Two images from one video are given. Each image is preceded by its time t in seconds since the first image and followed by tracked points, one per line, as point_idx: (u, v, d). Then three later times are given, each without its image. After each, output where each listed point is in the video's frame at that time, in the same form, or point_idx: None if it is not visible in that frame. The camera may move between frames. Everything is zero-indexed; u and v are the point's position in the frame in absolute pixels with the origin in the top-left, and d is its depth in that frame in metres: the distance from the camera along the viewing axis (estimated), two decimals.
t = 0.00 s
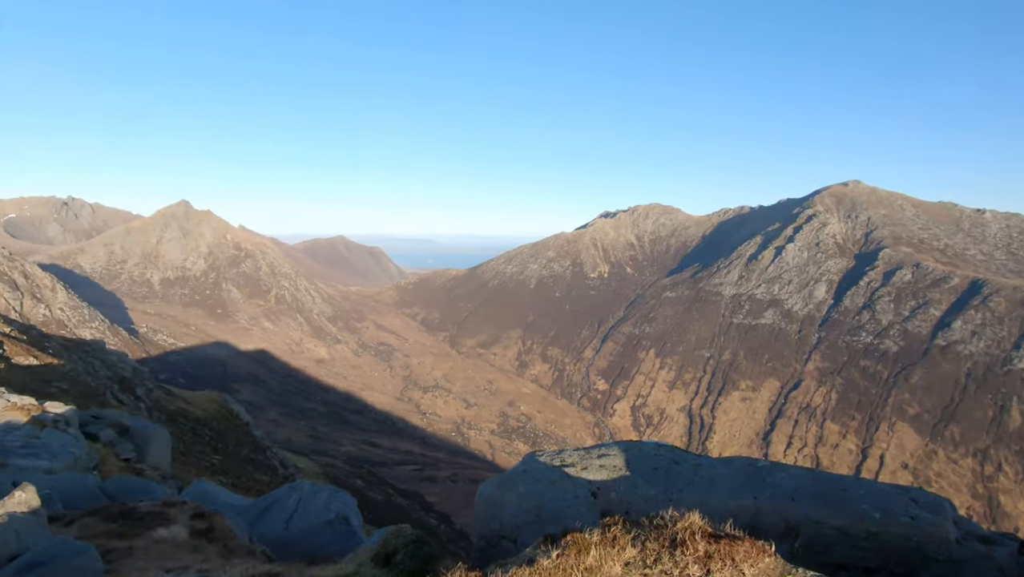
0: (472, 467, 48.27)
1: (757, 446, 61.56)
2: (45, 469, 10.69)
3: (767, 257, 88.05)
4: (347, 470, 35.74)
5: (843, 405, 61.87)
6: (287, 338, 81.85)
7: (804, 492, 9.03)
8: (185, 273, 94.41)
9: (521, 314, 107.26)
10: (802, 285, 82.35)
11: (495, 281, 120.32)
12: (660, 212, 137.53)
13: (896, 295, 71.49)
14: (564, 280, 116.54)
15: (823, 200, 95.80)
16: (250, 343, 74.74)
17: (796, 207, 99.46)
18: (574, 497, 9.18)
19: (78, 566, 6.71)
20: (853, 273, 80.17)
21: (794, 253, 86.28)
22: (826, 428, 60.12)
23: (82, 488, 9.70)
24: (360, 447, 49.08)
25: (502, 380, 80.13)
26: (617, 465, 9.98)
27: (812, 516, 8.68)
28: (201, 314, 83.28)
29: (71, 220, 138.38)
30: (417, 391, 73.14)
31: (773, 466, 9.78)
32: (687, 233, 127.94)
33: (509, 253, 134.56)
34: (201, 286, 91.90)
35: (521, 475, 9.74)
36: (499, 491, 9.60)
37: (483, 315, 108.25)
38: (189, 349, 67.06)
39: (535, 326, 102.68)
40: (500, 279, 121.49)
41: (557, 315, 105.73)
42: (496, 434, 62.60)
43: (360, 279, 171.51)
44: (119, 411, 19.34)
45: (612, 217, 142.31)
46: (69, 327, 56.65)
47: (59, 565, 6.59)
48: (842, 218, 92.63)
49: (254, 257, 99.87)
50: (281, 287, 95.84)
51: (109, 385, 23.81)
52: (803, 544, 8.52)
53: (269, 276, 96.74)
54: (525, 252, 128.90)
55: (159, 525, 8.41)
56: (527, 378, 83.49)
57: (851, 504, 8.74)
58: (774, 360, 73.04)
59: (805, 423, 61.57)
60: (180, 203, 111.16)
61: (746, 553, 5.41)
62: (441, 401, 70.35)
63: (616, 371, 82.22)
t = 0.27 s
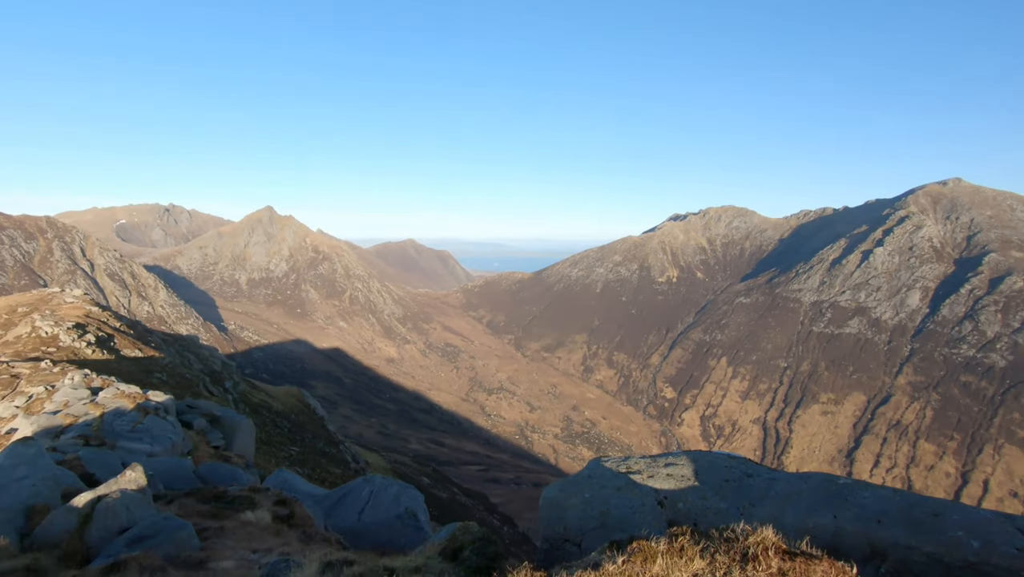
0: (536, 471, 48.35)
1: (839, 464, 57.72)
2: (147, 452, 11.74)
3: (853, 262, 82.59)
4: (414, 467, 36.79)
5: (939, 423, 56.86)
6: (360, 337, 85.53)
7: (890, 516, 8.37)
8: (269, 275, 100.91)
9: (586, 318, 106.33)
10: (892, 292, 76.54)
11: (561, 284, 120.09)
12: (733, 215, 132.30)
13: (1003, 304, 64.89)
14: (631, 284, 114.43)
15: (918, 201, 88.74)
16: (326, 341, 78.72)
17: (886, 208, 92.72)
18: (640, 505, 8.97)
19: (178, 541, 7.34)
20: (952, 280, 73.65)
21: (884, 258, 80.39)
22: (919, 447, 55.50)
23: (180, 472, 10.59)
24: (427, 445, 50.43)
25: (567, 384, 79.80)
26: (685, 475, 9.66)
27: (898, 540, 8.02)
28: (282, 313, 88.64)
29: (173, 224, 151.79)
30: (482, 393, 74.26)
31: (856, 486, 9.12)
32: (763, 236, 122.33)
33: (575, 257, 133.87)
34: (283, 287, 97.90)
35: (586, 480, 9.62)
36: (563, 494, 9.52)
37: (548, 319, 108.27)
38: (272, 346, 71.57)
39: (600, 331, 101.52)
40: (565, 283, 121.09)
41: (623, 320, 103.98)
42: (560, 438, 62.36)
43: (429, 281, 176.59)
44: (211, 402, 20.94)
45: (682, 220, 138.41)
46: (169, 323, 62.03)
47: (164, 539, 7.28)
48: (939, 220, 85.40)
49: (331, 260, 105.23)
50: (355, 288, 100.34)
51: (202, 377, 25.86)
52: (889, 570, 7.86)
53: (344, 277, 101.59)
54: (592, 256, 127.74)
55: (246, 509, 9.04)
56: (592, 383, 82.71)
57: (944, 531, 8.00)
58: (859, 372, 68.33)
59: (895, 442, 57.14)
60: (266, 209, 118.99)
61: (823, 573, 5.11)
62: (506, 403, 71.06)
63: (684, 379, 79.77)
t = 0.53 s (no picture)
0: (582, 477, 47.91)
1: (908, 484, 54.06)
2: (214, 440, 12.42)
3: (926, 270, 77.74)
4: (461, 467, 37.21)
5: None
6: (411, 337, 87.44)
7: (968, 543, 7.67)
8: (326, 275, 104.83)
9: (636, 324, 104.52)
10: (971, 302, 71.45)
11: (611, 289, 118.70)
12: (794, 219, 127.14)
13: None
14: (683, 289, 111.70)
15: (1002, 206, 82.63)
16: (379, 341, 80.95)
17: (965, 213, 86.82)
18: (692, 515, 8.60)
19: (242, 526, 7.73)
20: None
21: (961, 266, 75.20)
22: (1000, 471, 51.46)
23: (243, 461, 11.14)
24: (474, 446, 50.94)
25: (615, 390, 78.72)
26: (741, 487, 9.22)
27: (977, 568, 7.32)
28: (338, 312, 91.84)
29: (239, 226, 160.28)
30: (530, 396, 74.35)
31: (928, 508, 8.44)
32: (826, 242, 116.96)
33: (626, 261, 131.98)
34: (339, 287, 101.43)
35: (637, 487, 9.36)
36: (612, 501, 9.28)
37: (597, 323, 107.16)
38: (328, 344, 74.26)
39: (651, 337, 99.64)
40: (615, 287, 119.59)
41: (675, 327, 101.60)
42: (607, 445, 61.54)
43: (478, 284, 178.56)
44: (271, 395, 21.92)
45: (739, 224, 134.15)
46: (233, 319, 65.49)
47: (229, 524, 7.69)
48: None
49: (385, 261, 108.18)
50: (407, 289, 102.73)
51: (263, 372, 27.15)
52: None
53: (397, 278, 104.21)
54: (643, 260, 125.57)
55: (304, 500, 9.41)
56: (642, 390, 81.34)
57: None
58: (932, 388, 64.12)
59: (972, 464, 53.18)
60: (324, 212, 123.70)
61: None
62: (553, 407, 70.89)
63: (739, 389, 77.13)
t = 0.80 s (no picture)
0: (625, 483, 47.18)
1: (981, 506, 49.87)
2: (269, 432, 12.96)
3: (1003, 279, 72.85)
4: (504, 468, 37.34)
5: None
6: (456, 337, 88.58)
7: None
8: (376, 275, 107.64)
9: (684, 329, 102.12)
10: None
11: (658, 293, 116.55)
12: (855, 222, 121.47)
13: None
14: (735, 295, 108.38)
15: None
16: (425, 340, 82.45)
17: None
18: (744, 528, 8.30)
19: (295, 516, 8.04)
20: None
21: None
22: None
23: (296, 453, 11.58)
24: (517, 447, 51.09)
25: (661, 397, 77.23)
26: (797, 502, 8.78)
27: None
28: (386, 311, 94.12)
29: (295, 226, 166.81)
30: (573, 399, 73.94)
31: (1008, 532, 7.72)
32: (891, 247, 111.25)
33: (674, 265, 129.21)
34: (388, 286, 103.90)
35: (685, 497, 9.11)
36: (659, 509, 9.08)
37: (643, 327, 105.39)
38: (375, 342, 76.12)
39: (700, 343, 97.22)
40: (663, 291, 117.31)
41: (725, 333, 98.72)
42: (652, 451, 60.38)
43: (524, 286, 178.98)
44: (322, 390, 22.66)
45: (796, 228, 129.20)
46: (288, 316, 68.23)
47: (284, 513, 8.02)
48: None
49: (433, 262, 110.01)
50: (453, 290, 104.06)
51: (315, 367, 28.09)
52: None
53: (444, 279, 105.85)
54: (692, 264, 122.60)
55: (353, 493, 9.69)
56: (689, 397, 79.53)
57: None
58: (1008, 405, 59.78)
59: None
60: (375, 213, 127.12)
61: None
62: (597, 411, 70.27)
63: (792, 400, 74.29)
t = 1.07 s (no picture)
0: (663, 489, 46.42)
1: None
2: (311, 427, 13.32)
3: None
4: (539, 470, 37.31)
5: None
6: (493, 339, 89.04)
7: None
8: (415, 275, 109.34)
9: (726, 334, 99.69)
10: None
11: (699, 297, 114.27)
12: (911, 226, 116.38)
13: None
14: (779, 300, 105.16)
15: None
16: (462, 340, 83.26)
17: None
18: (788, 542, 8.00)
19: (336, 510, 8.23)
20: None
21: None
22: None
23: (336, 449, 11.87)
24: (553, 450, 50.91)
25: (701, 403, 75.70)
26: (845, 517, 8.40)
27: None
28: (425, 311, 95.49)
29: (338, 226, 171.33)
30: (610, 403, 73.20)
31: None
32: (949, 252, 106.35)
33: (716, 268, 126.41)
34: (426, 287, 105.40)
35: (726, 507, 8.87)
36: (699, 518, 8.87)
37: (683, 332, 103.47)
38: (414, 341, 77.33)
39: (742, 349, 94.78)
40: (704, 294, 114.91)
41: (769, 339, 95.87)
42: (691, 458, 59.18)
43: (561, 288, 178.64)
44: (362, 388, 23.15)
45: (846, 231, 124.82)
46: (330, 315, 70.08)
47: (325, 507, 8.23)
48: None
49: (471, 263, 110.97)
50: (491, 291, 104.68)
51: (355, 365, 28.74)
52: None
53: (481, 280, 106.59)
54: (735, 268, 119.66)
55: (391, 490, 9.85)
56: (730, 404, 77.65)
57: None
58: None
59: None
60: (415, 214, 129.25)
61: None
62: (635, 416, 69.38)
63: (841, 410, 71.75)
